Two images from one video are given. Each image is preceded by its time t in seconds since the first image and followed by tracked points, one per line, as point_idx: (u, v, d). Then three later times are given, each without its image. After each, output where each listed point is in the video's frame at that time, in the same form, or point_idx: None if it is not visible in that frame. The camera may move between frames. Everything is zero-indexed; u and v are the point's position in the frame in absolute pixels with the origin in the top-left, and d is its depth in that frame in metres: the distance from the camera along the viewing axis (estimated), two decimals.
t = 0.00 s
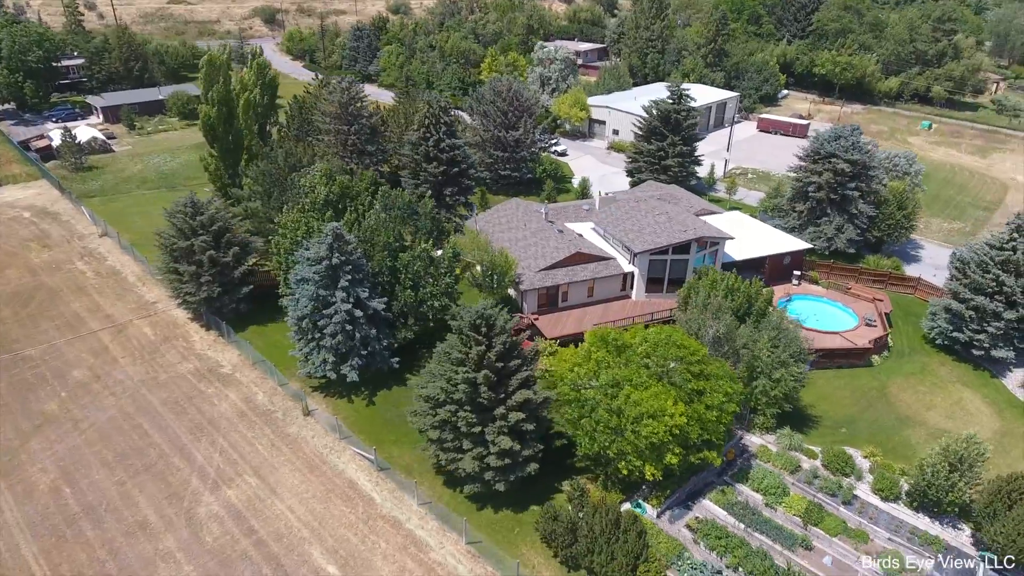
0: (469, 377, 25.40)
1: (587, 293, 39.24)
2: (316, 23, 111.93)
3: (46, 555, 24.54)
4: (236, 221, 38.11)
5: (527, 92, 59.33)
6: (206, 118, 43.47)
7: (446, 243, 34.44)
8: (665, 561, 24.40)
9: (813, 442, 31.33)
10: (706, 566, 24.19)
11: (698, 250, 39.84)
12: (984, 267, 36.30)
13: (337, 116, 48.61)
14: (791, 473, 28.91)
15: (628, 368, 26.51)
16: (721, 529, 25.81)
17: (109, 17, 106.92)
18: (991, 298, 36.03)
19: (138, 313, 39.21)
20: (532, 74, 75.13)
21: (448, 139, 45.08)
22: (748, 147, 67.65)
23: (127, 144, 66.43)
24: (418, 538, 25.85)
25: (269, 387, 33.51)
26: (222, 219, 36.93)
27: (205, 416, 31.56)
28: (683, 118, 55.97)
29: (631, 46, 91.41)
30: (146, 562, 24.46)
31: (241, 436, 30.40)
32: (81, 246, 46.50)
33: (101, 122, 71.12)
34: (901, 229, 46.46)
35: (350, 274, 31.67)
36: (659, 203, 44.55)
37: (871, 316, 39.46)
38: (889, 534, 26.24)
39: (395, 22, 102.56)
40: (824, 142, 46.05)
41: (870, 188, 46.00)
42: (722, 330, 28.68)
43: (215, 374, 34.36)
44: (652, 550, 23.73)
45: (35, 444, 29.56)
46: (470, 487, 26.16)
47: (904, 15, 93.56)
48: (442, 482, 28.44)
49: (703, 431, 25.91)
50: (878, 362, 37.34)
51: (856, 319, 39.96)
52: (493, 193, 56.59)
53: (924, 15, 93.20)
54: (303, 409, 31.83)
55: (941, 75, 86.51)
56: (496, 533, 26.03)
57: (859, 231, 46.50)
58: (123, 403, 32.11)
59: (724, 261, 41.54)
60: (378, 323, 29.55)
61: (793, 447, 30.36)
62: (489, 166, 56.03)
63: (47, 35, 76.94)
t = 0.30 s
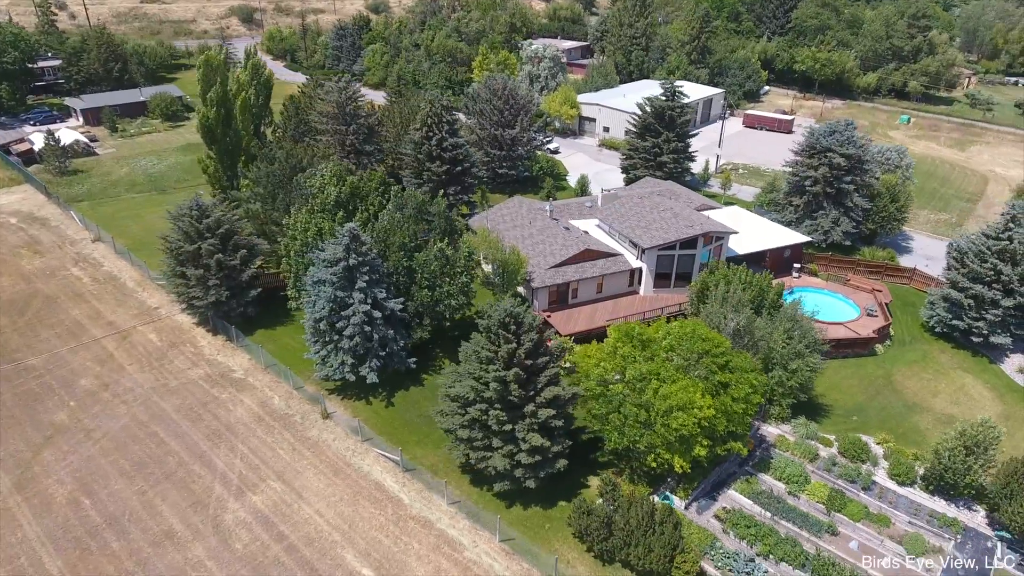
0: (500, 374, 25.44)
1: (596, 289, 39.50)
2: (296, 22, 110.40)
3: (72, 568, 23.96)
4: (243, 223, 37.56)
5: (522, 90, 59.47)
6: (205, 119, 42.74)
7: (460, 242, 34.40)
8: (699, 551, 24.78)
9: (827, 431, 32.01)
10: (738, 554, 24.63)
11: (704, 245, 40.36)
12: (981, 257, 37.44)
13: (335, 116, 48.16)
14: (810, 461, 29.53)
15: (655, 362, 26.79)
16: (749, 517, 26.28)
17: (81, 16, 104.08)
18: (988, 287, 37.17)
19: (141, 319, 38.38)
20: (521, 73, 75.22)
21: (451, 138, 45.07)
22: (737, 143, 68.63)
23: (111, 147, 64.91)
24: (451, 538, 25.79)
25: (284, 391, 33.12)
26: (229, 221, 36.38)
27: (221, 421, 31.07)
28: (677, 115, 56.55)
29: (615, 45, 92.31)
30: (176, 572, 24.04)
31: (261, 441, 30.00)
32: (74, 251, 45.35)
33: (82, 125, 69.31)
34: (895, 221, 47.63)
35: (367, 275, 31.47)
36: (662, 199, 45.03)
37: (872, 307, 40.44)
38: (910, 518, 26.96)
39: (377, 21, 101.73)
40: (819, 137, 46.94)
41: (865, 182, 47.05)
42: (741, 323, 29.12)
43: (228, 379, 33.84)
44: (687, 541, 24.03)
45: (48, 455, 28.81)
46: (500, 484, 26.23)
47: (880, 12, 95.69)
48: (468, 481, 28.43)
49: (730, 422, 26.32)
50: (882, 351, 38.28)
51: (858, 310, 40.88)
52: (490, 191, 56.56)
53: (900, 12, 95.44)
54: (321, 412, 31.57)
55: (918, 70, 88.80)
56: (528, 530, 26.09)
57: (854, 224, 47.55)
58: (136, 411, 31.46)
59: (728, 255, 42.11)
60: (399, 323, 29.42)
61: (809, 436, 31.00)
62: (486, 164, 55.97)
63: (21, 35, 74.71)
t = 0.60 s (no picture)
0: (528, 371, 25.60)
1: (602, 285, 39.81)
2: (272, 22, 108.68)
3: None
4: (246, 227, 37.02)
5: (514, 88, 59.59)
6: (201, 120, 42.02)
7: (472, 241, 34.46)
8: (729, 539, 25.27)
9: (836, 418, 32.84)
10: (766, 541, 25.20)
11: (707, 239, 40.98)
12: (973, 245, 38.72)
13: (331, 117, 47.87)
14: (824, 448, 30.30)
15: (678, 355, 27.22)
16: (773, 504, 26.86)
17: (48, 16, 101.00)
18: (981, 274, 38.45)
19: (142, 326, 37.56)
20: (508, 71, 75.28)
21: (450, 137, 45.20)
22: (723, 138, 69.66)
23: (91, 150, 63.24)
24: (481, 536, 25.82)
25: (298, 395, 32.78)
26: (233, 224, 35.84)
27: (237, 427, 30.60)
28: (668, 111, 57.15)
29: (596, 43, 92.83)
30: None
31: (280, 446, 29.64)
32: (64, 258, 44.13)
33: (58, 129, 67.37)
34: (884, 213, 48.93)
35: (382, 275, 31.37)
36: (662, 194, 45.59)
37: (870, 297, 41.54)
38: (924, 499, 27.82)
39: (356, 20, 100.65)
40: (811, 132, 47.92)
41: (856, 175, 48.20)
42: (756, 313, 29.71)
43: (239, 384, 33.32)
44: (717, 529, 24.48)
45: (60, 468, 28.04)
46: (529, 481, 26.36)
47: (853, 9, 97.90)
48: (492, 479, 28.50)
49: (751, 412, 26.85)
50: (880, 339, 39.32)
51: (855, 300, 41.89)
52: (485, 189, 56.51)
53: (872, 9, 97.75)
54: (339, 415, 31.33)
55: (891, 65, 91.08)
56: (558, 525, 26.29)
57: (846, 216, 48.72)
58: (147, 420, 30.79)
59: (729, 249, 42.77)
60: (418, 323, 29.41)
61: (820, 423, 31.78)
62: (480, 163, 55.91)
63: None
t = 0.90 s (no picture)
0: (554, 367, 25.79)
1: (606, 281, 40.09)
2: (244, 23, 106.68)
3: None
4: (249, 229, 36.45)
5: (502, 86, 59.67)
6: (195, 122, 41.28)
7: (482, 239, 34.54)
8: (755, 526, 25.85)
9: (843, 405, 33.71)
10: (791, 526, 25.86)
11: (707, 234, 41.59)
12: (962, 234, 40.15)
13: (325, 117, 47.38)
14: (835, 434, 31.13)
15: (697, 348, 27.69)
16: (793, 490, 27.52)
17: (9, 17, 97.55)
18: (971, 262, 39.91)
19: (143, 333, 36.67)
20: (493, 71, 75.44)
21: (447, 136, 45.61)
22: (707, 134, 70.75)
23: (67, 155, 61.39)
24: (511, 532, 25.87)
25: (311, 399, 32.39)
26: (237, 227, 35.25)
27: (252, 433, 30.11)
28: (657, 108, 57.72)
29: (576, 40, 93.27)
30: None
31: (299, 451, 29.25)
32: (52, 266, 42.79)
33: (31, 133, 65.25)
34: (871, 204, 50.30)
35: (395, 275, 31.23)
36: (658, 190, 46.14)
37: (865, 286, 42.63)
38: (934, 480, 28.78)
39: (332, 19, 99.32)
40: (801, 126, 48.95)
41: (844, 168, 49.41)
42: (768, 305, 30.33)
43: (250, 390, 32.77)
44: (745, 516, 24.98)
45: (73, 481, 27.26)
46: (556, 476, 26.52)
47: (824, 6, 100.18)
48: (516, 476, 28.60)
49: (770, 401, 27.43)
50: (876, 327, 40.43)
51: (850, 289, 42.96)
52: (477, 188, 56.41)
53: (842, 6, 100.21)
54: (355, 417, 31.08)
55: (862, 60, 93.46)
56: (586, 519, 26.49)
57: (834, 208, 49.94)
58: (159, 429, 30.10)
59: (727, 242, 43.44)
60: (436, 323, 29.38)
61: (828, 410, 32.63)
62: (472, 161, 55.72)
63: None
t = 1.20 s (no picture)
0: (581, 362, 26.03)
1: (612, 277, 40.41)
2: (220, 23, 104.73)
3: None
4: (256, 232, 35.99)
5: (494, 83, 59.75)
6: (193, 124, 40.67)
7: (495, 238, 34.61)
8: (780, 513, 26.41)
9: (850, 392, 34.56)
10: (815, 512, 26.47)
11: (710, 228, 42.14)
12: (954, 224, 41.38)
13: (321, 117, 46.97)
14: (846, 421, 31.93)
15: (717, 341, 28.16)
16: (813, 477, 28.16)
17: None
18: (963, 251, 41.17)
19: (147, 340, 35.89)
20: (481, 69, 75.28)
21: (446, 135, 46.64)
22: (694, 130, 71.70)
23: (47, 159, 59.65)
24: (542, 528, 25.97)
25: (327, 402, 32.09)
26: (245, 229, 34.77)
27: (271, 438, 29.72)
28: (649, 104, 58.24)
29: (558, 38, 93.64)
30: None
31: (320, 454, 28.96)
32: (44, 273, 41.58)
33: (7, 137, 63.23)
34: (860, 197, 51.54)
35: (412, 275, 31.15)
36: (657, 185, 46.71)
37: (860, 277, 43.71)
38: (944, 462, 29.70)
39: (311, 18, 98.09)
40: (793, 121, 49.86)
41: (835, 162, 50.51)
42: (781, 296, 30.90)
43: (264, 395, 32.31)
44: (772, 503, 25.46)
45: (91, 493, 26.61)
46: (583, 470, 26.74)
47: (799, 3, 102.16)
48: (540, 472, 28.75)
49: (789, 391, 28.01)
50: (874, 316, 41.46)
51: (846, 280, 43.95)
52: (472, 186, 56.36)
53: (816, 3, 102.33)
54: (375, 419, 30.91)
55: (837, 56, 95.56)
56: (614, 513, 26.72)
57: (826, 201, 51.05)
58: (174, 436, 29.52)
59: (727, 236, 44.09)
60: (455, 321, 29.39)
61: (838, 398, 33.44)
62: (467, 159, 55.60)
63: None
